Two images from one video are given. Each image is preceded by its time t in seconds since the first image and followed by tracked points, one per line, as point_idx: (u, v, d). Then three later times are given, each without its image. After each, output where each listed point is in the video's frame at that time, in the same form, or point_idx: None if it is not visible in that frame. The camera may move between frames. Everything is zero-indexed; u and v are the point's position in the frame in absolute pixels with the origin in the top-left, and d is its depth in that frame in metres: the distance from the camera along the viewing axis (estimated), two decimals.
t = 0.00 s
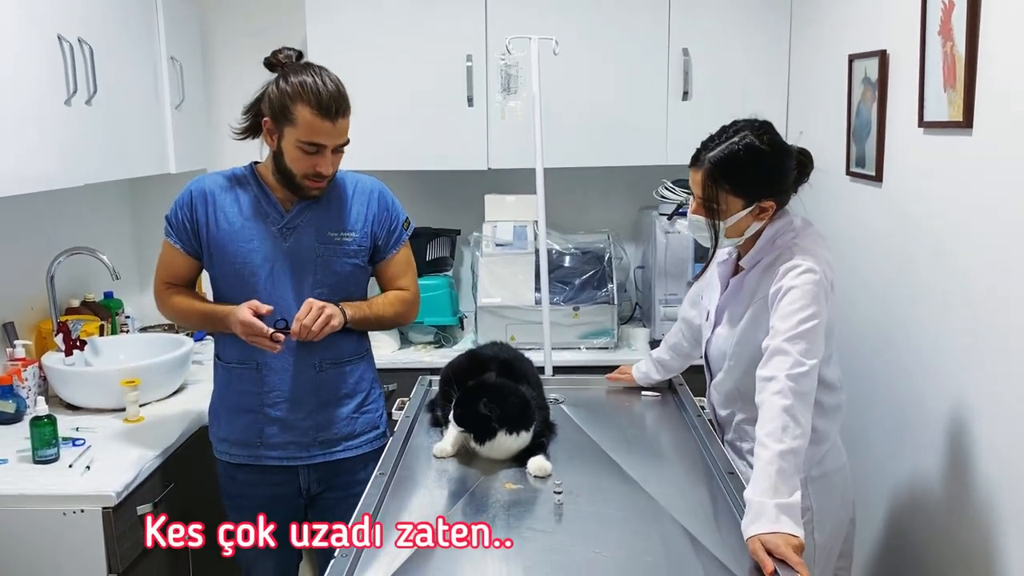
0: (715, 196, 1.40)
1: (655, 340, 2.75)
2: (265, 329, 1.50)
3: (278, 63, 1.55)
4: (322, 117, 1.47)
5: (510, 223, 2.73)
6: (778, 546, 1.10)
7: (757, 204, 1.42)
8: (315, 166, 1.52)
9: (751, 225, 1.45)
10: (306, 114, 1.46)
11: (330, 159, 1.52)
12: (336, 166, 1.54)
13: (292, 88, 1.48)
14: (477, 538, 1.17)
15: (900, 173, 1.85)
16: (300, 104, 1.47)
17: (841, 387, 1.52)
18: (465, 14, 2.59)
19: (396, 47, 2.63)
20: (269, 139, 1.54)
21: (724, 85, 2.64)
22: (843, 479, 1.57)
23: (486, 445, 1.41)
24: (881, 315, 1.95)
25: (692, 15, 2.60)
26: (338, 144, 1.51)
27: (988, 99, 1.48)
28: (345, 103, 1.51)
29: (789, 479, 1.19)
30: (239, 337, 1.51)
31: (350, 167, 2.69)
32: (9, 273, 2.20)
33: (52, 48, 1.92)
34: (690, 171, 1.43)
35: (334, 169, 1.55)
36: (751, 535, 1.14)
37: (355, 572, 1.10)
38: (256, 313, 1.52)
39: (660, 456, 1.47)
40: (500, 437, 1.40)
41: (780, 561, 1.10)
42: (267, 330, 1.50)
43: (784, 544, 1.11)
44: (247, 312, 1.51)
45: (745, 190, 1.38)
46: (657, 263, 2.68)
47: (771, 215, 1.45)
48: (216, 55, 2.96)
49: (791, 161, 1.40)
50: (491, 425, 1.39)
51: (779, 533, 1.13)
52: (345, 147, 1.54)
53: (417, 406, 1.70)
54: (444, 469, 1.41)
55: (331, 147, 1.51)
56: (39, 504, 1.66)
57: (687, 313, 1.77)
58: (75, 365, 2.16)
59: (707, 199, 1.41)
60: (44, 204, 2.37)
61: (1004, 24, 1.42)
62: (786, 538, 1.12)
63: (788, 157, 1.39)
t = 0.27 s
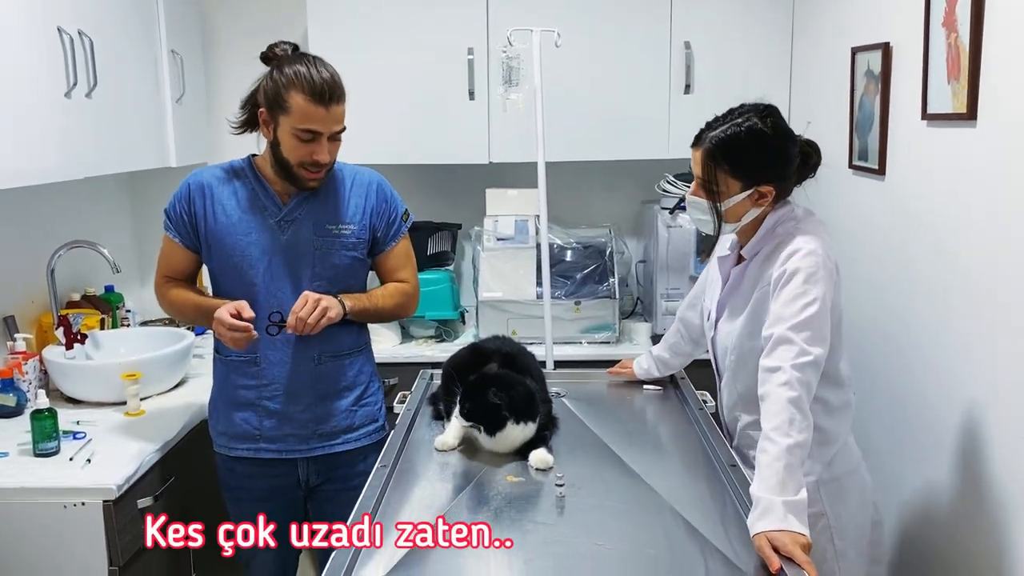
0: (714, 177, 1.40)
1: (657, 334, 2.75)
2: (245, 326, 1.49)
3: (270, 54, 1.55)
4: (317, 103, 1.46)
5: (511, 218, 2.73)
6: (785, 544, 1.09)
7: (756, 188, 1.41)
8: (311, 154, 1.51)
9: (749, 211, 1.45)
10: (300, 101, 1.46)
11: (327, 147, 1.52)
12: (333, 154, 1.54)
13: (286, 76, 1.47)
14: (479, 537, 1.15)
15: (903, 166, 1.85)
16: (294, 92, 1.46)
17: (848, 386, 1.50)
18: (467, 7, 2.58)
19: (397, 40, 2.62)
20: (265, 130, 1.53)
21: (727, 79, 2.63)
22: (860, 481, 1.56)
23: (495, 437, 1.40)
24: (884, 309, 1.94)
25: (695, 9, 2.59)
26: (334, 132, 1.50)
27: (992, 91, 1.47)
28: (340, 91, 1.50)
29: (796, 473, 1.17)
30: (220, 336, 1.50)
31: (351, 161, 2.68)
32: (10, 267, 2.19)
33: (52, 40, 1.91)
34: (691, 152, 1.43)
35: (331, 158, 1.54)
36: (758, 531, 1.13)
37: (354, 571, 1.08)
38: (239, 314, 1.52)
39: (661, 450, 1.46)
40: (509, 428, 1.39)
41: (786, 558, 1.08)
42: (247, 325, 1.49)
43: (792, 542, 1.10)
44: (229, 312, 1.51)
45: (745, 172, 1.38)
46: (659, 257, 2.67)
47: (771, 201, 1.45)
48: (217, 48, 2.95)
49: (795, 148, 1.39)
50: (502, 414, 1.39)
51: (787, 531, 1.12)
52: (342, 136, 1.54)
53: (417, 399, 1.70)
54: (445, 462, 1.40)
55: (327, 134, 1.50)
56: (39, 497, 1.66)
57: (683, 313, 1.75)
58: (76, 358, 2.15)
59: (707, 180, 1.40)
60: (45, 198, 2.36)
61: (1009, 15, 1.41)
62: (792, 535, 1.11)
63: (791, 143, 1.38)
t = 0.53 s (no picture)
0: (710, 169, 1.39)
1: (659, 331, 2.75)
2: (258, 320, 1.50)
3: (256, 52, 1.55)
4: (303, 94, 1.46)
5: (513, 214, 2.72)
6: (787, 541, 1.09)
7: (753, 182, 1.40)
8: (303, 147, 1.50)
9: (746, 205, 1.44)
10: (286, 93, 1.46)
11: (318, 139, 1.51)
12: (325, 147, 1.53)
13: (270, 71, 1.48)
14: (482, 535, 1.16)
15: (906, 162, 1.84)
16: (279, 85, 1.46)
17: (850, 383, 1.48)
18: (468, 3, 2.58)
19: (399, 36, 2.61)
20: (256, 127, 1.53)
21: (729, 75, 2.63)
22: (863, 483, 1.54)
23: (504, 429, 1.39)
24: (886, 306, 1.94)
25: (697, 4, 2.59)
26: (323, 122, 1.50)
27: (996, 87, 1.47)
28: (325, 81, 1.50)
29: (798, 469, 1.17)
30: (231, 335, 1.51)
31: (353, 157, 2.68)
32: (11, 263, 2.19)
33: (52, 36, 1.91)
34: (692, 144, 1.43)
35: (323, 150, 1.53)
36: (761, 528, 1.12)
37: (356, 569, 1.08)
38: (246, 310, 1.53)
39: (662, 446, 1.46)
40: (516, 420, 1.39)
41: (788, 555, 1.08)
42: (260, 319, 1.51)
43: (795, 539, 1.10)
44: (236, 308, 1.52)
45: (744, 164, 1.38)
46: (661, 254, 2.67)
47: (769, 197, 1.44)
48: (218, 45, 2.94)
49: (796, 145, 1.39)
50: (509, 405, 1.38)
51: (789, 528, 1.12)
52: (332, 127, 1.53)
53: (417, 395, 1.70)
54: (447, 459, 1.40)
55: (317, 125, 1.49)
56: (40, 494, 1.66)
57: (682, 312, 1.74)
58: (77, 354, 2.15)
59: (704, 171, 1.40)
60: (46, 194, 2.36)
61: (1012, 11, 1.41)
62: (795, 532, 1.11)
63: (792, 139, 1.38)
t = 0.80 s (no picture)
0: (717, 172, 1.39)
1: (660, 328, 2.75)
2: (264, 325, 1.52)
3: (235, 50, 1.54)
4: (286, 93, 1.46)
5: (513, 212, 2.72)
6: (788, 539, 1.09)
7: (760, 183, 1.40)
8: (288, 146, 1.50)
9: (752, 207, 1.44)
10: (268, 93, 1.46)
11: (303, 137, 1.51)
12: (311, 144, 1.53)
13: (251, 71, 1.47)
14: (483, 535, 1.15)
15: (907, 160, 1.84)
16: (262, 85, 1.46)
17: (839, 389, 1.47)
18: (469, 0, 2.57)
19: (399, 34, 2.61)
20: (240, 128, 1.53)
21: (730, 73, 2.63)
22: (841, 492, 1.53)
23: (510, 427, 1.40)
24: (886, 304, 1.94)
25: (697, 2, 2.58)
26: (307, 121, 1.50)
27: (996, 85, 1.47)
28: (307, 79, 1.50)
29: (798, 469, 1.17)
30: (237, 341, 1.53)
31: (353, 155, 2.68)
32: (12, 261, 2.19)
33: (53, 34, 1.90)
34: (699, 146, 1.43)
35: (309, 147, 1.53)
36: (761, 527, 1.12)
37: (357, 566, 1.08)
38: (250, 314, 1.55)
39: (663, 444, 1.46)
40: (523, 416, 1.39)
41: (788, 554, 1.08)
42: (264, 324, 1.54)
43: (794, 536, 1.10)
44: (240, 312, 1.54)
45: (752, 167, 1.38)
46: (661, 251, 2.67)
47: (775, 199, 1.44)
48: (219, 42, 2.94)
49: (802, 146, 1.39)
50: (515, 402, 1.39)
51: (789, 526, 1.12)
52: (316, 125, 1.53)
53: (417, 392, 1.70)
54: (449, 457, 1.40)
55: (301, 124, 1.49)
56: (42, 491, 1.66)
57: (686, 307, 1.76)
58: (78, 352, 2.16)
59: (711, 173, 1.40)
60: (47, 192, 2.36)
61: (1013, 9, 1.41)
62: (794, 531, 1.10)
63: (798, 141, 1.38)
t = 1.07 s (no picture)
0: (714, 181, 1.39)
1: (660, 326, 2.75)
2: (268, 318, 1.52)
3: (198, 51, 1.54)
4: (247, 90, 1.45)
5: (513, 209, 2.72)
6: (786, 537, 1.09)
7: (758, 192, 1.40)
8: (257, 143, 1.50)
9: (751, 214, 1.43)
10: (232, 92, 1.45)
11: (270, 134, 1.51)
12: (278, 140, 1.53)
13: (213, 70, 1.47)
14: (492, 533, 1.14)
15: (907, 157, 1.84)
16: (224, 84, 1.46)
17: (829, 394, 1.46)
18: None
19: (399, 30, 2.61)
20: (209, 129, 1.53)
21: (730, 70, 2.62)
22: (834, 498, 1.53)
23: (515, 424, 1.39)
24: (886, 301, 1.94)
25: None
26: (274, 116, 1.49)
27: (997, 83, 1.46)
28: (270, 74, 1.49)
29: (796, 467, 1.17)
30: (242, 340, 1.51)
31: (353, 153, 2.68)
32: (11, 258, 2.19)
33: (52, 31, 1.90)
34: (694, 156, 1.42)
35: (277, 144, 1.53)
36: (759, 525, 1.12)
37: (355, 564, 1.08)
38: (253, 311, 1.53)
39: (662, 441, 1.46)
40: (527, 413, 1.39)
41: (787, 551, 1.08)
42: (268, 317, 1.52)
43: (793, 533, 1.10)
44: (243, 312, 1.51)
45: (749, 177, 1.37)
46: (661, 249, 2.67)
47: (772, 205, 1.43)
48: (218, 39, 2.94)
49: (797, 153, 1.39)
50: (519, 398, 1.40)
51: (786, 524, 1.11)
52: (283, 119, 1.53)
53: (415, 390, 1.69)
54: (447, 455, 1.40)
55: (267, 120, 1.49)
56: (41, 488, 1.66)
57: (686, 306, 1.76)
58: (78, 349, 2.15)
59: (709, 183, 1.39)
60: (47, 189, 2.36)
61: (1014, 6, 1.40)
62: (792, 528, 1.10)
63: (793, 147, 1.38)
